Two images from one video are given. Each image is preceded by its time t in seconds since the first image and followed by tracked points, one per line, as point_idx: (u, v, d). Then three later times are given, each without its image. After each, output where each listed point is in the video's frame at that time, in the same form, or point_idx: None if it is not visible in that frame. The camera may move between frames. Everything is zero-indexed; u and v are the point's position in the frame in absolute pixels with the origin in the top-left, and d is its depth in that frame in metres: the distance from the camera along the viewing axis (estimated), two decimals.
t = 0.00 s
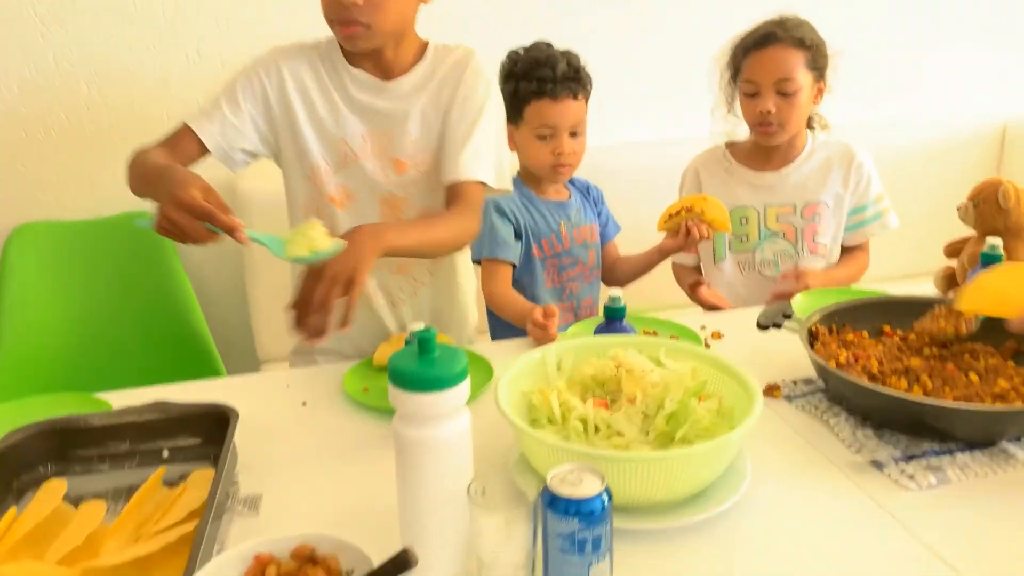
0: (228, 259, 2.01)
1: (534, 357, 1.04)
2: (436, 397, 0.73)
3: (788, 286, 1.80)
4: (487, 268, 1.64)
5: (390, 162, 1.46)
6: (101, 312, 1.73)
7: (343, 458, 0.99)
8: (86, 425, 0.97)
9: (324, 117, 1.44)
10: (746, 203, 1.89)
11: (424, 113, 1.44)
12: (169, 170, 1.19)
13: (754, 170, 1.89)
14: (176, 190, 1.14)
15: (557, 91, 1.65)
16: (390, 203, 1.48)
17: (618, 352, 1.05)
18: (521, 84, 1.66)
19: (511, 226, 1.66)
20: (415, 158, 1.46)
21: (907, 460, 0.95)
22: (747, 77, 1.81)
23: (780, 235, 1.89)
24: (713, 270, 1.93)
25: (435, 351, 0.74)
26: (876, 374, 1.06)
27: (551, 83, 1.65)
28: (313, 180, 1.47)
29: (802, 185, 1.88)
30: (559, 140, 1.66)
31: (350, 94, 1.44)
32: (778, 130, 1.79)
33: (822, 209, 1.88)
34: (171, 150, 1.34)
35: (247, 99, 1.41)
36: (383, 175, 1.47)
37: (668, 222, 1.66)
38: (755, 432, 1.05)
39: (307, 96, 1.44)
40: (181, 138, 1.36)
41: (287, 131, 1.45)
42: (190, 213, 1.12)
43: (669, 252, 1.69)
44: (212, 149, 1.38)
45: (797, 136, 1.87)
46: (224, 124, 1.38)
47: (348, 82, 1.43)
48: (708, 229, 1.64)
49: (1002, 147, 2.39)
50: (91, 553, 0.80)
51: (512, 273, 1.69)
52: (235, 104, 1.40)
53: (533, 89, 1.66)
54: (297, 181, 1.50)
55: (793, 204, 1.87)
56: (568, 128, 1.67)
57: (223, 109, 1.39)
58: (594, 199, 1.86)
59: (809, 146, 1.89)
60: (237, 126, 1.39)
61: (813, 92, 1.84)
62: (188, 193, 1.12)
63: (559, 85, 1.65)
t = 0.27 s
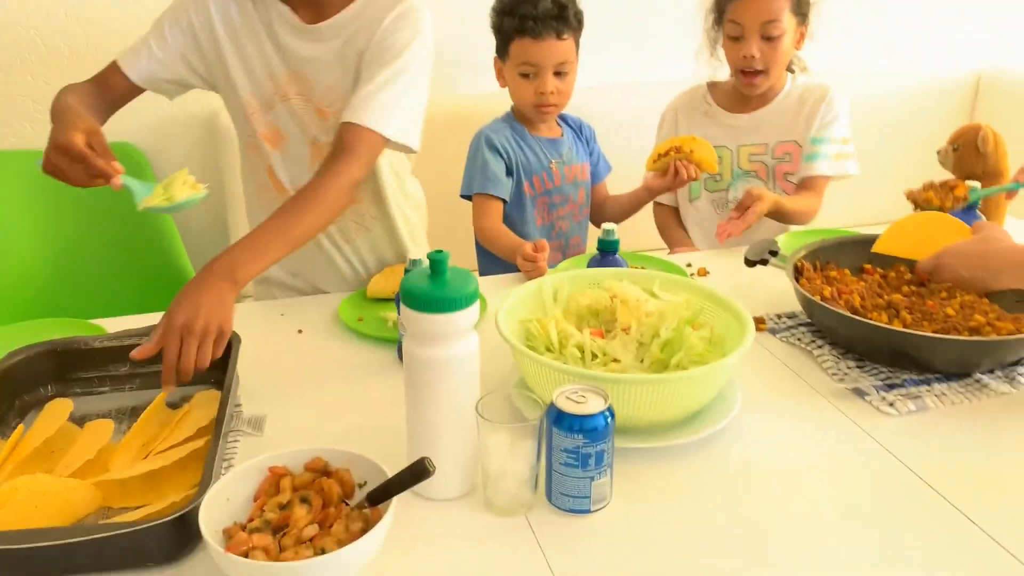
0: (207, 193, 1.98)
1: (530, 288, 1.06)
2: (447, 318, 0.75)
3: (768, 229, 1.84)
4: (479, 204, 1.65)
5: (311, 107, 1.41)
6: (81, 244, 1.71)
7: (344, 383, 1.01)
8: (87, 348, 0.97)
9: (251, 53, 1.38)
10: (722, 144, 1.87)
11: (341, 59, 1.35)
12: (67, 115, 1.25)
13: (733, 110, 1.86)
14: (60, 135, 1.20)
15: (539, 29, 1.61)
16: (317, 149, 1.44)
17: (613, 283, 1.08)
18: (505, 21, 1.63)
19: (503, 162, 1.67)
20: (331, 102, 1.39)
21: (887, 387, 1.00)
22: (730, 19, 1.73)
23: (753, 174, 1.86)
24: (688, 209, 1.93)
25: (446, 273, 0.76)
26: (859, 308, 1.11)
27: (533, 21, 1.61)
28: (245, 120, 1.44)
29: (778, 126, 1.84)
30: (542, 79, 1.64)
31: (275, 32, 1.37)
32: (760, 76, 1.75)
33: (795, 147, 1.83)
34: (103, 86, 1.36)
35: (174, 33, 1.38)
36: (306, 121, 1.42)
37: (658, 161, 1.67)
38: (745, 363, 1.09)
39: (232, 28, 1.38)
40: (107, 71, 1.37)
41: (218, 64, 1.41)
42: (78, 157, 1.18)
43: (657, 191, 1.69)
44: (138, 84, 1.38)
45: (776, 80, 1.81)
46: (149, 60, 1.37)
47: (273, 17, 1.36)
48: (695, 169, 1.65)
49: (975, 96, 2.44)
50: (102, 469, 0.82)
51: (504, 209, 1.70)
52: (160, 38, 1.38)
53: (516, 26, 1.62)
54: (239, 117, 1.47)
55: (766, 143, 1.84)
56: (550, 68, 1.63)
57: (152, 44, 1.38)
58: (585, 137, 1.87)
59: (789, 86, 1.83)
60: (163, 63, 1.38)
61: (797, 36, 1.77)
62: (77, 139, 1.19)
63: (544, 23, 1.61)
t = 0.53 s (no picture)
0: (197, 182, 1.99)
1: (524, 275, 1.09)
2: (448, 301, 0.77)
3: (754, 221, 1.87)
4: (469, 195, 1.67)
5: (280, 102, 1.40)
6: (72, 231, 1.71)
7: (343, 367, 1.03)
8: (89, 331, 0.99)
9: (221, 49, 1.38)
10: (705, 140, 1.89)
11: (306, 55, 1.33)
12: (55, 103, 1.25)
13: (719, 109, 1.87)
14: (51, 123, 1.20)
15: (529, 23, 1.62)
16: (289, 144, 1.44)
17: (605, 271, 1.10)
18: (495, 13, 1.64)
19: (492, 154, 1.68)
20: (299, 97, 1.38)
21: (870, 371, 1.04)
22: (714, 21, 1.74)
23: (736, 168, 1.87)
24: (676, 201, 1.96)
25: (447, 257, 0.78)
26: (843, 296, 1.14)
27: (521, 15, 1.62)
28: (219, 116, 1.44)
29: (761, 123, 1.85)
30: (530, 72, 1.66)
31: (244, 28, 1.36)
32: (745, 78, 1.76)
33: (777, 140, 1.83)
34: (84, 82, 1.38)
35: (145, 30, 1.39)
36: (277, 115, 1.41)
37: (644, 155, 1.69)
38: (734, 350, 1.12)
39: (199, 23, 1.38)
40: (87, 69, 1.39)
41: (190, 61, 1.42)
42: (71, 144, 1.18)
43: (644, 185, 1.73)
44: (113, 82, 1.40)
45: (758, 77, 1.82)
46: (122, 58, 1.39)
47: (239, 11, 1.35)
48: (680, 165, 1.68)
49: (953, 94, 2.49)
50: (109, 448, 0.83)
51: (493, 200, 1.72)
52: (132, 35, 1.39)
53: (505, 19, 1.63)
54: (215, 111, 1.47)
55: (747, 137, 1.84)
56: (540, 62, 1.65)
57: (125, 42, 1.39)
58: (574, 129, 1.89)
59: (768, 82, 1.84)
60: (136, 61, 1.39)
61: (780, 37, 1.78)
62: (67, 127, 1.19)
63: (535, 17, 1.62)
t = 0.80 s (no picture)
0: (205, 183, 1.99)
1: (534, 279, 1.09)
2: (460, 303, 0.77)
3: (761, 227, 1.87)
4: (476, 200, 1.67)
5: (307, 102, 1.43)
6: (82, 232, 1.72)
7: (353, 368, 1.03)
8: (102, 331, 0.99)
9: (244, 54, 1.40)
10: (712, 147, 1.89)
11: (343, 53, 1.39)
12: (81, 97, 1.26)
13: (727, 117, 1.87)
14: (82, 115, 1.22)
15: (535, 30, 1.62)
16: (314, 144, 1.46)
17: (614, 275, 1.10)
18: (501, 20, 1.64)
19: (498, 159, 1.69)
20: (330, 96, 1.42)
21: (879, 378, 1.04)
22: (723, 33, 1.74)
23: (745, 175, 1.87)
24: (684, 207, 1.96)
25: (460, 260, 0.78)
26: (851, 302, 1.14)
27: (529, 22, 1.62)
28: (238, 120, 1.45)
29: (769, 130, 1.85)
30: (535, 78, 1.66)
31: (266, 29, 1.39)
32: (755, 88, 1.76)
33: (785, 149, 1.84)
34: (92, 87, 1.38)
35: (161, 39, 1.39)
36: (302, 116, 1.44)
37: (645, 161, 1.69)
38: (742, 355, 1.13)
39: (218, 29, 1.39)
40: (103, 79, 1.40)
41: (208, 68, 1.43)
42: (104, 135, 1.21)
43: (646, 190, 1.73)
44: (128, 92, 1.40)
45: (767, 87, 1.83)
46: (141, 69, 1.39)
47: (264, 15, 1.38)
48: (682, 168, 1.67)
49: (960, 102, 2.49)
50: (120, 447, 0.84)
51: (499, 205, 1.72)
52: (146, 46, 1.39)
53: (511, 26, 1.63)
54: (229, 116, 1.48)
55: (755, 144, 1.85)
56: (545, 68, 1.65)
57: (139, 53, 1.39)
58: (580, 135, 1.89)
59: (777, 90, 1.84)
60: (152, 71, 1.40)
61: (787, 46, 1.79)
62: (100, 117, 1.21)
63: (540, 24, 1.62)
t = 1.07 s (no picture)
0: (214, 192, 2.00)
1: (545, 289, 1.09)
2: (473, 315, 0.77)
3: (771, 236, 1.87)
4: (483, 210, 1.68)
5: (360, 101, 1.49)
6: (93, 239, 1.73)
7: (365, 378, 1.03)
8: (114, 340, 1.00)
9: (294, 59, 1.44)
10: (722, 154, 1.89)
11: (397, 54, 1.48)
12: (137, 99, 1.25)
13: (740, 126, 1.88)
14: (143, 113, 1.22)
15: (545, 42, 1.62)
16: (365, 144, 1.51)
17: (625, 286, 1.10)
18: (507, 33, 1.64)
19: (506, 169, 1.69)
20: (385, 95, 1.50)
21: (891, 390, 1.04)
22: (735, 49, 1.75)
23: (754, 183, 1.87)
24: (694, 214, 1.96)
25: (473, 271, 0.78)
26: (862, 314, 1.14)
27: (538, 35, 1.62)
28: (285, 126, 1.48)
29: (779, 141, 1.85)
30: (544, 90, 1.67)
31: (317, 34, 1.44)
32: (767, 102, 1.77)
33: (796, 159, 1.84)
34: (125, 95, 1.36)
35: (208, 46, 1.39)
36: (354, 118, 1.50)
37: (652, 173, 1.69)
38: (754, 367, 1.12)
39: (269, 34, 1.43)
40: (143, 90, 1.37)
41: (254, 75, 1.45)
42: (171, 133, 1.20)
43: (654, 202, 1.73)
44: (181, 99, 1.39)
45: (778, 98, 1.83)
46: (188, 78, 1.39)
47: (316, 20, 1.43)
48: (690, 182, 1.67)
49: (969, 111, 2.49)
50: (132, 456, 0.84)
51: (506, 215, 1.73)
52: (192, 53, 1.39)
53: (520, 39, 1.63)
54: (268, 123, 1.51)
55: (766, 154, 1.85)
56: (554, 79, 1.66)
57: (185, 62, 1.39)
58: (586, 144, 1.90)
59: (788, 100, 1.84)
60: (198, 80, 1.40)
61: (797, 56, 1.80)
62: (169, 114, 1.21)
63: (546, 36, 1.62)
